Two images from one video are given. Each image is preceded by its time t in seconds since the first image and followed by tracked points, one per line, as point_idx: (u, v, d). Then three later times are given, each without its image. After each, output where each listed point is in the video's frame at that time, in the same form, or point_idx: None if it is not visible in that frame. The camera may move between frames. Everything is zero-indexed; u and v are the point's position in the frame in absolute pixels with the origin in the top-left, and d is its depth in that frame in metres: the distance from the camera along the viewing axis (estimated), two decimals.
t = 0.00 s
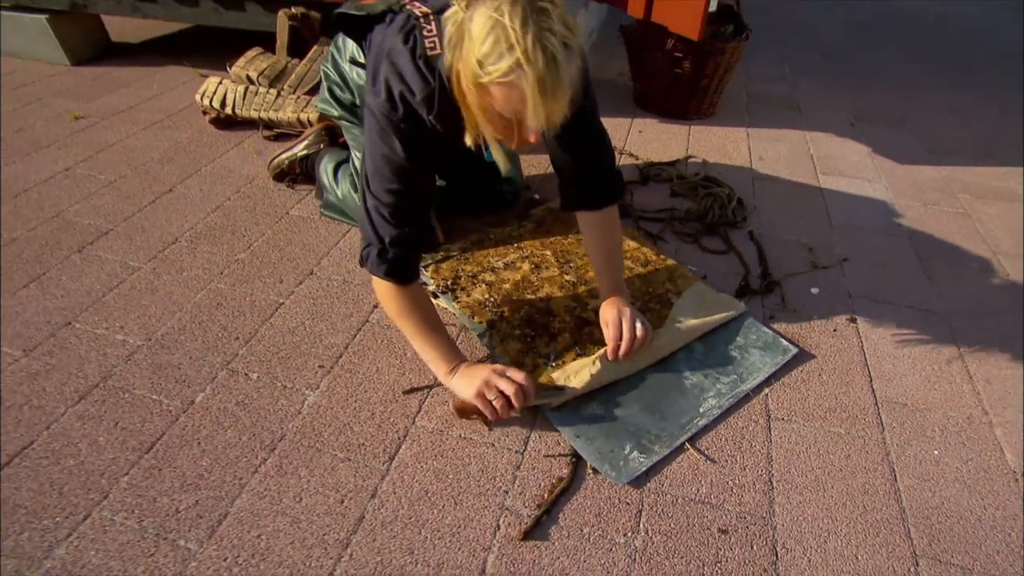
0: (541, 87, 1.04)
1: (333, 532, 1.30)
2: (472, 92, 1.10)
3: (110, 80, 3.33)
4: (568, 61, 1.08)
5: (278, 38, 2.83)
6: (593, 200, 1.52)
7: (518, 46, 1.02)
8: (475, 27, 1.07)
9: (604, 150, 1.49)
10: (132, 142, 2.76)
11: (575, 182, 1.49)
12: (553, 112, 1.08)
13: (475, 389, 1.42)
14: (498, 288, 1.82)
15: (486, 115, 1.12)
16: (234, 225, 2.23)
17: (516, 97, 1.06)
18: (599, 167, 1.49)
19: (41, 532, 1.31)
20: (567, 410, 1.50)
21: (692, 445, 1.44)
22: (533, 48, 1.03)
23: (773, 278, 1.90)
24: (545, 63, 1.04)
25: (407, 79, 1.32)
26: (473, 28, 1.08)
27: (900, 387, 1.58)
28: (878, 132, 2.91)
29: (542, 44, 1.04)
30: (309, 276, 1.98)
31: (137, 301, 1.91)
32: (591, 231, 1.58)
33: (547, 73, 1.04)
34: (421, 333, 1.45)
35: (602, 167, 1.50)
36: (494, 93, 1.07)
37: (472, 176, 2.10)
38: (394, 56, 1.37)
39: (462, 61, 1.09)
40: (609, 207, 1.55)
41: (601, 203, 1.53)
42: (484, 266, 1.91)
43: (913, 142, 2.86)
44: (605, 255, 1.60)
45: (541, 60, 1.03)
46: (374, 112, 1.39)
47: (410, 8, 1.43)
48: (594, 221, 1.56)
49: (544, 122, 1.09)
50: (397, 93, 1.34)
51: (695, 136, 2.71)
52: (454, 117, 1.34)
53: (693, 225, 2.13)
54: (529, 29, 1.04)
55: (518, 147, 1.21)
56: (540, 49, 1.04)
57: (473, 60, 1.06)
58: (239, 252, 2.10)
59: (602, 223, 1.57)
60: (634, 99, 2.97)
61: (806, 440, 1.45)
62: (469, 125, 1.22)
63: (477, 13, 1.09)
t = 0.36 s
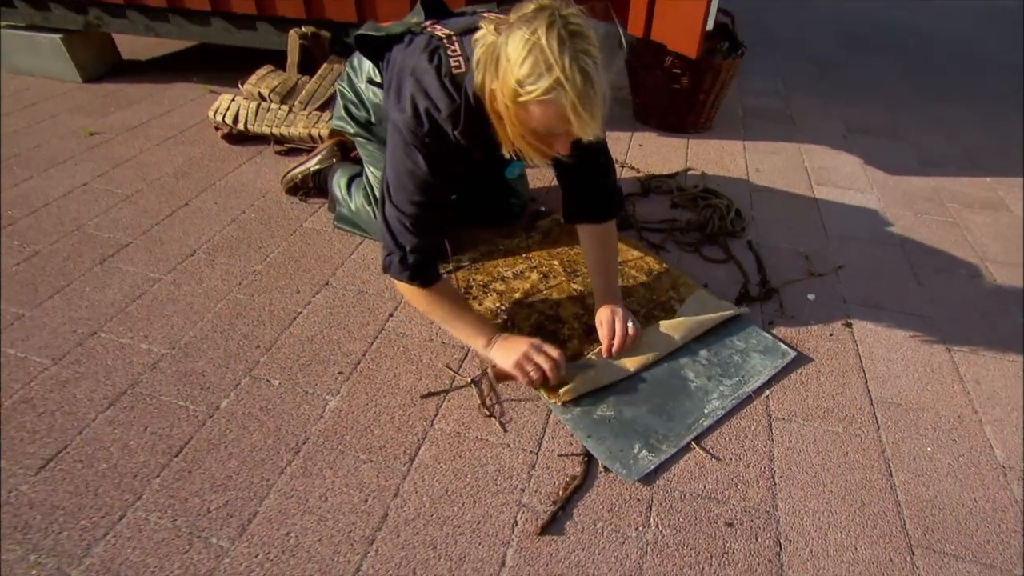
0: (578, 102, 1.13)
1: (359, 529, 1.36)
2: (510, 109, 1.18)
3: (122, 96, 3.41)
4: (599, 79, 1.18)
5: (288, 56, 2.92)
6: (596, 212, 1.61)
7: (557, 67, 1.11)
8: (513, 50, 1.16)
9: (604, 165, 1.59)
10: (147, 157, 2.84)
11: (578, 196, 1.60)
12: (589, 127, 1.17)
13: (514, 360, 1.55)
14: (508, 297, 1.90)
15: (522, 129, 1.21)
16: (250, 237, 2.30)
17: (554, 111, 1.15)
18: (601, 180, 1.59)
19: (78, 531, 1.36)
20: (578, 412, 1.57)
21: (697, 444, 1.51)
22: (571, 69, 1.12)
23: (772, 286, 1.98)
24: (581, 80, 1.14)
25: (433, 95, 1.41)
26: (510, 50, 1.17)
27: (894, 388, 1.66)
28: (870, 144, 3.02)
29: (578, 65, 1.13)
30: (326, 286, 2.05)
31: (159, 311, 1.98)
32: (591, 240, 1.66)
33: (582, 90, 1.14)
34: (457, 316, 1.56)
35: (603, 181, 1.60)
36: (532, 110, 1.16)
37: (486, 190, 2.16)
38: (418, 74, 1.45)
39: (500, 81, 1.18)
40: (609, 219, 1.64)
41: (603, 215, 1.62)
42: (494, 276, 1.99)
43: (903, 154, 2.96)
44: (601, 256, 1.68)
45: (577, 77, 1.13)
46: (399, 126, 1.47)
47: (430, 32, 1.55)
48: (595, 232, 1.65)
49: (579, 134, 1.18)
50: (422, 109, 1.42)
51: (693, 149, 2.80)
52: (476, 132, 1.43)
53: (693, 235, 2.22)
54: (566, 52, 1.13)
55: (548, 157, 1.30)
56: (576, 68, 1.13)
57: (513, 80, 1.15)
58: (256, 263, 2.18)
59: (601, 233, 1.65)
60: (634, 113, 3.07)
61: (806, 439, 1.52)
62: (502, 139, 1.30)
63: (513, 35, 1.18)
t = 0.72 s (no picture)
0: (590, 112, 1.20)
1: (381, 520, 1.42)
2: (526, 119, 1.26)
3: (131, 109, 3.48)
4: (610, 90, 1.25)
5: (297, 69, 3.00)
6: (599, 218, 1.69)
7: (570, 79, 1.18)
8: (528, 63, 1.23)
9: (609, 171, 1.66)
10: (158, 168, 2.90)
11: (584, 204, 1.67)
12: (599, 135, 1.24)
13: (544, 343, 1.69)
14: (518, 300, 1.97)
15: (537, 137, 1.28)
16: (263, 244, 2.36)
17: (567, 120, 1.22)
18: (606, 186, 1.67)
19: (109, 525, 1.41)
20: (589, 408, 1.64)
21: (704, 438, 1.58)
22: (584, 81, 1.19)
23: (770, 287, 2.06)
24: (593, 91, 1.20)
25: (448, 107, 1.49)
26: (526, 64, 1.24)
27: (890, 383, 1.73)
28: (861, 152, 3.11)
29: (590, 76, 1.20)
30: (339, 290, 2.11)
31: (177, 315, 2.03)
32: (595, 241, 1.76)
33: (594, 100, 1.21)
34: (491, 303, 1.72)
35: (608, 187, 1.67)
36: (547, 119, 1.23)
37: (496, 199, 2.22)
38: (433, 86, 1.53)
39: (517, 92, 1.26)
40: (612, 224, 1.73)
41: (607, 220, 1.70)
42: (503, 280, 2.06)
43: (894, 161, 3.06)
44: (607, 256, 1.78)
45: (590, 89, 1.19)
46: (415, 136, 1.55)
47: (444, 46, 1.63)
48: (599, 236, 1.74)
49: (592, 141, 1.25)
50: (438, 120, 1.50)
51: (691, 158, 2.89)
52: (489, 140, 1.51)
53: (694, 240, 2.30)
54: (579, 64, 1.20)
55: (560, 163, 1.37)
56: (589, 80, 1.20)
57: (529, 92, 1.22)
58: (270, 269, 2.24)
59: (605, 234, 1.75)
60: (633, 123, 3.15)
61: (808, 432, 1.59)
62: (518, 146, 1.38)
63: (528, 50, 1.25)
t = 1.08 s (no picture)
0: (582, 127, 1.26)
1: (406, 508, 1.48)
2: (523, 132, 1.33)
3: (142, 121, 3.56)
4: (601, 106, 1.31)
5: (307, 81, 3.08)
6: (612, 218, 1.77)
7: (561, 96, 1.25)
8: (524, 81, 1.30)
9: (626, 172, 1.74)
10: (171, 178, 2.98)
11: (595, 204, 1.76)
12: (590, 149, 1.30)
13: (552, 339, 1.78)
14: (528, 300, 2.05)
15: (534, 149, 1.35)
16: (279, 250, 2.44)
17: (561, 134, 1.28)
18: (622, 187, 1.74)
19: (145, 515, 1.48)
20: (599, 401, 1.72)
21: (710, 428, 1.66)
22: (574, 98, 1.25)
23: (769, 288, 2.15)
24: (585, 107, 1.27)
25: (452, 121, 1.57)
26: (522, 81, 1.31)
27: (885, 376, 1.82)
28: (853, 159, 3.22)
29: (581, 94, 1.26)
30: (355, 293, 2.19)
31: (199, 317, 2.10)
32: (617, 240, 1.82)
33: (585, 116, 1.27)
34: (501, 301, 1.81)
35: (624, 189, 1.74)
36: (542, 132, 1.30)
37: (503, 206, 2.31)
38: (438, 101, 1.61)
39: (514, 108, 1.33)
40: (628, 228, 1.79)
41: (623, 221, 1.77)
42: (513, 282, 2.14)
43: (885, 168, 3.17)
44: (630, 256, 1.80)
45: (581, 105, 1.26)
46: (422, 150, 1.64)
47: (451, 61, 1.70)
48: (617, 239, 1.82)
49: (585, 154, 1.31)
50: (442, 134, 1.58)
51: (690, 165, 2.99)
52: (493, 151, 1.59)
53: (695, 243, 2.39)
54: (570, 82, 1.26)
55: (557, 174, 1.44)
56: (580, 97, 1.26)
57: (524, 107, 1.29)
58: (287, 273, 2.31)
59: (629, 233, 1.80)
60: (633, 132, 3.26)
61: (809, 422, 1.67)
62: (518, 157, 1.45)
63: (524, 68, 1.32)
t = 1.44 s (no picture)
0: (586, 144, 1.34)
1: (427, 498, 1.56)
2: (532, 148, 1.41)
3: (151, 135, 3.64)
4: (606, 123, 1.38)
5: (316, 95, 3.18)
6: (619, 224, 1.82)
7: (568, 115, 1.33)
8: (533, 100, 1.38)
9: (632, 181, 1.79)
10: (183, 189, 3.06)
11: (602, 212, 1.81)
12: (595, 164, 1.38)
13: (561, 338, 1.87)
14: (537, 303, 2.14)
15: (542, 164, 1.43)
16: (292, 257, 2.52)
17: (567, 151, 1.36)
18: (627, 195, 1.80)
19: (178, 508, 1.54)
20: (608, 397, 1.80)
21: (713, 420, 1.75)
22: (580, 117, 1.33)
23: (766, 289, 2.25)
24: (590, 126, 1.34)
25: (464, 136, 1.65)
26: (531, 100, 1.39)
27: (878, 371, 1.92)
28: (843, 167, 3.35)
29: (587, 113, 1.34)
30: (369, 298, 2.27)
31: (219, 322, 2.18)
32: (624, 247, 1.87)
33: (590, 135, 1.34)
34: (511, 303, 1.90)
35: (629, 196, 1.80)
36: (549, 148, 1.38)
37: (511, 215, 2.41)
38: (451, 117, 1.69)
39: (524, 124, 1.41)
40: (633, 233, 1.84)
41: (628, 228, 1.82)
42: (522, 286, 2.23)
43: (874, 175, 3.29)
44: (637, 263, 1.86)
45: (586, 124, 1.33)
46: (435, 163, 1.73)
47: (463, 78, 1.79)
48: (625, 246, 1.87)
49: (590, 170, 1.39)
50: (455, 148, 1.67)
51: (687, 174, 3.10)
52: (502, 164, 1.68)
53: (694, 248, 2.49)
54: (576, 102, 1.34)
55: (564, 186, 1.52)
56: (586, 117, 1.34)
57: (533, 125, 1.37)
58: (302, 279, 2.39)
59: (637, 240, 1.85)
60: (631, 142, 3.37)
61: (807, 415, 1.76)
62: (527, 170, 1.53)
63: (534, 88, 1.40)
